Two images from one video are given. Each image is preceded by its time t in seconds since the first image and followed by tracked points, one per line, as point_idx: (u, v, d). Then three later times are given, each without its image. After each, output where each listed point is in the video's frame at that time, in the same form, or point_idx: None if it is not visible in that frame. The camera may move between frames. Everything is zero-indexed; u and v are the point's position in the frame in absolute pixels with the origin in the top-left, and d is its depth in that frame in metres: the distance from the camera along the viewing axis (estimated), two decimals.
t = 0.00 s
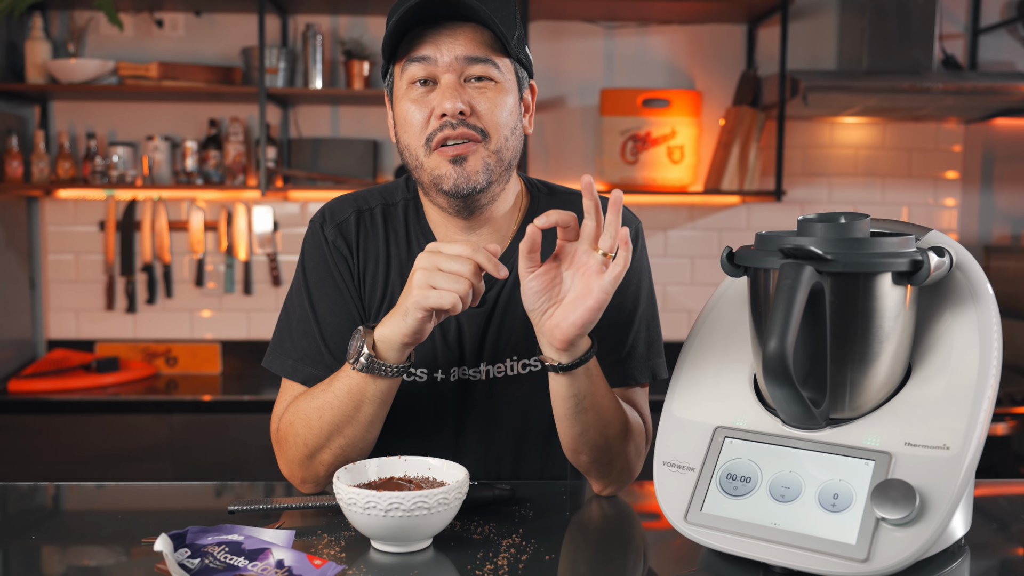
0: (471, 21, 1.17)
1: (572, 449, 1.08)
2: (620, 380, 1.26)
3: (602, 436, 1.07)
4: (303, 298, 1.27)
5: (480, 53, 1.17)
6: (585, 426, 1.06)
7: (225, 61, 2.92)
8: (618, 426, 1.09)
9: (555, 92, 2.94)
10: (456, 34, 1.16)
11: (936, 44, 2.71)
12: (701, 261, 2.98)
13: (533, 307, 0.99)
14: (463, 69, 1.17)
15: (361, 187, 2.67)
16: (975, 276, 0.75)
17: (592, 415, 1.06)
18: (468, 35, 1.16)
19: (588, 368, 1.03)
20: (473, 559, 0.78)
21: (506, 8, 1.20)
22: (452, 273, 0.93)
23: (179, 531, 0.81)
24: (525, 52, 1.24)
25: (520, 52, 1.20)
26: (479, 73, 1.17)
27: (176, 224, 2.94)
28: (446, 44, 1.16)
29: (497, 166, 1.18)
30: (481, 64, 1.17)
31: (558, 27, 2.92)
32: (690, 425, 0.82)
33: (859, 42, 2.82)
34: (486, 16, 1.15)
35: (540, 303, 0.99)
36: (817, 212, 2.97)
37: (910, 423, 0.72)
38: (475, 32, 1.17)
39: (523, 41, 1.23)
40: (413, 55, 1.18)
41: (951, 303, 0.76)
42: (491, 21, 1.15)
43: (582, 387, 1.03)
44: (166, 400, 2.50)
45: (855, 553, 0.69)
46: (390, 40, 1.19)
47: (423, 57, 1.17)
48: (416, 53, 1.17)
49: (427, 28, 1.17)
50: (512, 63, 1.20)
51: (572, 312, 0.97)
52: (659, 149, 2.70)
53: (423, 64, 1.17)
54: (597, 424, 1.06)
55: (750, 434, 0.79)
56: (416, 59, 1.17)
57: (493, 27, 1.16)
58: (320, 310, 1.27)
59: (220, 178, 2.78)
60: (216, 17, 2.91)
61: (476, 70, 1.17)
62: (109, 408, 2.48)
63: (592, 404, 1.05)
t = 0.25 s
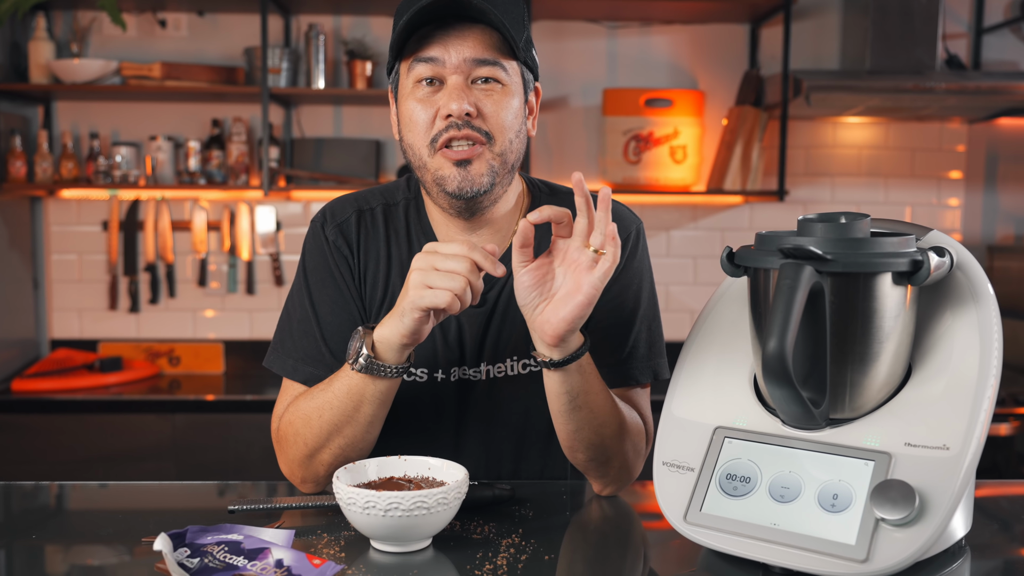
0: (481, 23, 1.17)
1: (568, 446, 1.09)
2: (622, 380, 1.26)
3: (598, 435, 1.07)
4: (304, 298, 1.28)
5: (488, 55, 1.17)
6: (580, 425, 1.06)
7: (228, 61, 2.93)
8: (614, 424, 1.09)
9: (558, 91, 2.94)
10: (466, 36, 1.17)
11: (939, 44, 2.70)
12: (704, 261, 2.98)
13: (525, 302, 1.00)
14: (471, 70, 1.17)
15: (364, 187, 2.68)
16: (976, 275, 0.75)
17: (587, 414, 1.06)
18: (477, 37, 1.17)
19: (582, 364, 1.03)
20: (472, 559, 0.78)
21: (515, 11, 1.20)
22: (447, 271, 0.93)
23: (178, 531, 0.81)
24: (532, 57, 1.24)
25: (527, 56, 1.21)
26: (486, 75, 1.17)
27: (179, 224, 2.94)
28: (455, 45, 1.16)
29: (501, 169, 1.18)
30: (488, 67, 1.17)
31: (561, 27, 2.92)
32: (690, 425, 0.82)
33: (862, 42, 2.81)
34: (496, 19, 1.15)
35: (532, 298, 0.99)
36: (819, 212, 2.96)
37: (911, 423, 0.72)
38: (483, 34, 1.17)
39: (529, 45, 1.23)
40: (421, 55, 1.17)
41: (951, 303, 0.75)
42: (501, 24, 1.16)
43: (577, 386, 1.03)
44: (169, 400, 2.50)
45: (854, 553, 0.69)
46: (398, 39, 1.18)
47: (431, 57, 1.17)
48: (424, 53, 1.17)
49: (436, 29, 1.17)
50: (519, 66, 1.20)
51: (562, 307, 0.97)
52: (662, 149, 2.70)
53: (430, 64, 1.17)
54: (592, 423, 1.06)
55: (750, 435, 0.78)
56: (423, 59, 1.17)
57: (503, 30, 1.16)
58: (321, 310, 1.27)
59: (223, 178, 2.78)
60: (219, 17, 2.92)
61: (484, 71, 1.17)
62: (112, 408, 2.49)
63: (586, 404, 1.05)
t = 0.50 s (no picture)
0: (494, 25, 1.14)
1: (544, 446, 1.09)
2: (624, 380, 1.24)
3: (565, 436, 1.06)
4: (306, 297, 1.28)
5: (499, 59, 1.15)
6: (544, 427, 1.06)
7: (230, 61, 2.93)
8: (581, 425, 1.06)
9: (560, 91, 2.94)
10: (479, 40, 1.14)
11: (942, 44, 2.70)
12: (707, 261, 2.97)
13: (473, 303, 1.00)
14: (481, 72, 1.15)
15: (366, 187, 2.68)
16: (977, 276, 0.75)
17: (545, 417, 1.05)
18: (490, 39, 1.14)
19: (531, 366, 1.00)
20: (472, 559, 0.78)
21: (527, 12, 1.18)
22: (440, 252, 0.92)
23: (178, 530, 0.81)
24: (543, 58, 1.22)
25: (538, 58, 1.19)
26: (496, 77, 1.15)
27: (181, 224, 2.95)
28: (467, 47, 1.14)
29: (508, 173, 1.18)
30: (499, 69, 1.15)
31: (563, 27, 2.92)
32: (690, 425, 0.82)
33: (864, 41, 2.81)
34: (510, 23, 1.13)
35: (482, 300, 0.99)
36: (822, 212, 2.96)
37: (911, 423, 0.72)
38: (496, 37, 1.15)
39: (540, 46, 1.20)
40: (431, 54, 1.15)
41: (952, 303, 0.75)
42: (513, 27, 1.13)
43: (524, 390, 1.02)
44: (172, 400, 2.50)
45: (854, 553, 0.69)
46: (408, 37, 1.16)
47: (441, 58, 1.14)
48: (434, 52, 1.15)
49: (448, 28, 1.15)
50: (529, 68, 1.18)
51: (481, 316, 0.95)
52: (664, 149, 2.70)
53: (440, 65, 1.15)
54: (555, 426, 1.05)
55: (750, 435, 0.78)
56: (433, 59, 1.15)
57: (517, 37, 1.14)
58: (322, 309, 1.27)
59: (226, 178, 2.79)
60: (222, 17, 2.92)
61: (494, 74, 1.15)
62: (115, 408, 2.49)
63: (541, 408, 1.04)
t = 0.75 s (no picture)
0: (518, 27, 1.15)
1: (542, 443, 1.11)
2: (627, 380, 1.24)
3: (563, 433, 1.08)
4: (307, 298, 1.28)
5: (520, 61, 1.15)
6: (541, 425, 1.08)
7: (233, 61, 2.93)
8: (579, 423, 1.08)
9: (563, 91, 2.94)
10: (503, 38, 1.15)
11: (945, 43, 2.69)
12: (710, 261, 2.97)
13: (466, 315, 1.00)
14: (501, 73, 1.15)
15: (369, 187, 2.68)
16: (977, 275, 0.74)
17: (542, 414, 1.07)
18: (512, 41, 1.15)
19: (526, 363, 1.03)
20: (471, 559, 0.78)
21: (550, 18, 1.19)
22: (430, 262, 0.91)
23: (178, 530, 0.81)
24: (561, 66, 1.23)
25: (557, 65, 1.20)
26: (515, 78, 1.16)
27: (185, 224, 2.95)
28: (489, 47, 1.14)
29: (517, 172, 1.19)
30: (519, 72, 1.16)
31: (566, 27, 2.92)
32: (690, 425, 0.82)
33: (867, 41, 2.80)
34: (535, 27, 1.13)
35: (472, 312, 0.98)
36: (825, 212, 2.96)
37: (911, 424, 0.72)
38: (519, 39, 1.15)
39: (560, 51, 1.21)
40: (452, 50, 1.15)
41: (953, 303, 0.75)
42: (537, 31, 1.14)
43: (520, 387, 1.04)
44: (175, 399, 2.51)
45: (853, 554, 0.69)
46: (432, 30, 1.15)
47: (462, 55, 1.15)
48: (456, 48, 1.15)
49: (472, 27, 1.15)
50: (548, 74, 1.19)
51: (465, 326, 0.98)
52: (667, 149, 2.70)
53: (460, 62, 1.15)
54: (552, 424, 1.07)
55: (750, 435, 0.78)
56: (454, 56, 1.15)
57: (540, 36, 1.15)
58: (324, 310, 1.27)
59: (229, 178, 2.79)
60: (225, 17, 2.92)
61: (513, 76, 1.16)
62: (118, 407, 2.50)
63: (537, 405, 1.06)
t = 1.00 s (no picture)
0: (543, 34, 1.14)
1: (556, 429, 1.10)
2: (633, 380, 1.26)
3: (581, 418, 1.08)
4: (310, 298, 1.28)
5: (542, 69, 1.15)
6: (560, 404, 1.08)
7: (236, 62, 2.94)
8: (599, 410, 1.09)
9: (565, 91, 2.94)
10: (529, 44, 1.14)
11: (949, 43, 2.69)
12: (712, 261, 2.97)
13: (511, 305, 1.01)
14: (522, 79, 1.15)
15: (371, 187, 2.68)
16: (978, 275, 0.74)
17: (566, 394, 1.07)
18: (537, 48, 1.14)
19: (562, 345, 1.05)
20: (471, 559, 0.78)
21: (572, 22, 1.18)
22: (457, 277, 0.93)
23: (178, 529, 0.81)
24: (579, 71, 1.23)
25: (576, 72, 1.20)
26: (536, 85, 1.15)
27: (187, 224, 2.95)
28: (514, 52, 1.13)
29: (532, 181, 1.19)
30: (540, 79, 1.15)
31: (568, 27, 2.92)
32: (689, 425, 0.82)
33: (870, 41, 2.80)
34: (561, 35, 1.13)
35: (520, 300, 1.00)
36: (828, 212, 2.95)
37: (911, 424, 0.71)
38: (543, 46, 1.14)
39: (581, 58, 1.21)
40: (475, 52, 1.14)
41: (953, 302, 0.75)
42: (563, 40, 1.14)
43: (553, 360, 1.06)
44: (177, 399, 2.51)
45: (853, 554, 0.69)
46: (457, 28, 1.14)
47: (485, 58, 1.14)
48: (479, 51, 1.14)
49: (497, 29, 1.14)
50: (567, 81, 1.19)
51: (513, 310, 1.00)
52: (670, 149, 2.69)
53: (483, 64, 1.14)
54: (573, 405, 1.08)
55: (749, 435, 0.78)
56: (477, 57, 1.14)
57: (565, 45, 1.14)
58: (326, 310, 1.27)
59: (232, 178, 2.79)
60: (228, 18, 2.93)
61: (534, 82, 1.15)
62: (121, 407, 2.50)
63: (566, 381, 1.07)
